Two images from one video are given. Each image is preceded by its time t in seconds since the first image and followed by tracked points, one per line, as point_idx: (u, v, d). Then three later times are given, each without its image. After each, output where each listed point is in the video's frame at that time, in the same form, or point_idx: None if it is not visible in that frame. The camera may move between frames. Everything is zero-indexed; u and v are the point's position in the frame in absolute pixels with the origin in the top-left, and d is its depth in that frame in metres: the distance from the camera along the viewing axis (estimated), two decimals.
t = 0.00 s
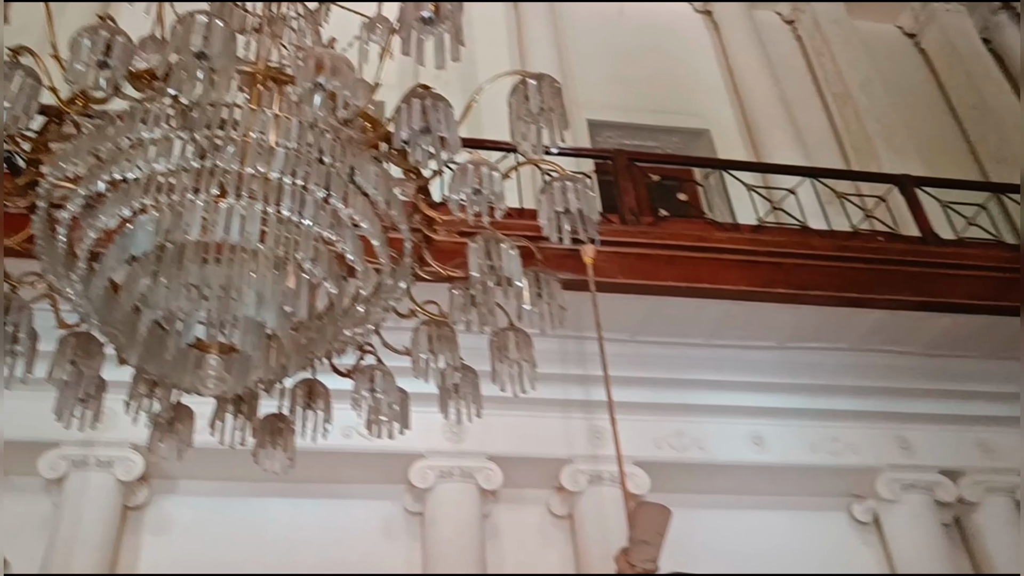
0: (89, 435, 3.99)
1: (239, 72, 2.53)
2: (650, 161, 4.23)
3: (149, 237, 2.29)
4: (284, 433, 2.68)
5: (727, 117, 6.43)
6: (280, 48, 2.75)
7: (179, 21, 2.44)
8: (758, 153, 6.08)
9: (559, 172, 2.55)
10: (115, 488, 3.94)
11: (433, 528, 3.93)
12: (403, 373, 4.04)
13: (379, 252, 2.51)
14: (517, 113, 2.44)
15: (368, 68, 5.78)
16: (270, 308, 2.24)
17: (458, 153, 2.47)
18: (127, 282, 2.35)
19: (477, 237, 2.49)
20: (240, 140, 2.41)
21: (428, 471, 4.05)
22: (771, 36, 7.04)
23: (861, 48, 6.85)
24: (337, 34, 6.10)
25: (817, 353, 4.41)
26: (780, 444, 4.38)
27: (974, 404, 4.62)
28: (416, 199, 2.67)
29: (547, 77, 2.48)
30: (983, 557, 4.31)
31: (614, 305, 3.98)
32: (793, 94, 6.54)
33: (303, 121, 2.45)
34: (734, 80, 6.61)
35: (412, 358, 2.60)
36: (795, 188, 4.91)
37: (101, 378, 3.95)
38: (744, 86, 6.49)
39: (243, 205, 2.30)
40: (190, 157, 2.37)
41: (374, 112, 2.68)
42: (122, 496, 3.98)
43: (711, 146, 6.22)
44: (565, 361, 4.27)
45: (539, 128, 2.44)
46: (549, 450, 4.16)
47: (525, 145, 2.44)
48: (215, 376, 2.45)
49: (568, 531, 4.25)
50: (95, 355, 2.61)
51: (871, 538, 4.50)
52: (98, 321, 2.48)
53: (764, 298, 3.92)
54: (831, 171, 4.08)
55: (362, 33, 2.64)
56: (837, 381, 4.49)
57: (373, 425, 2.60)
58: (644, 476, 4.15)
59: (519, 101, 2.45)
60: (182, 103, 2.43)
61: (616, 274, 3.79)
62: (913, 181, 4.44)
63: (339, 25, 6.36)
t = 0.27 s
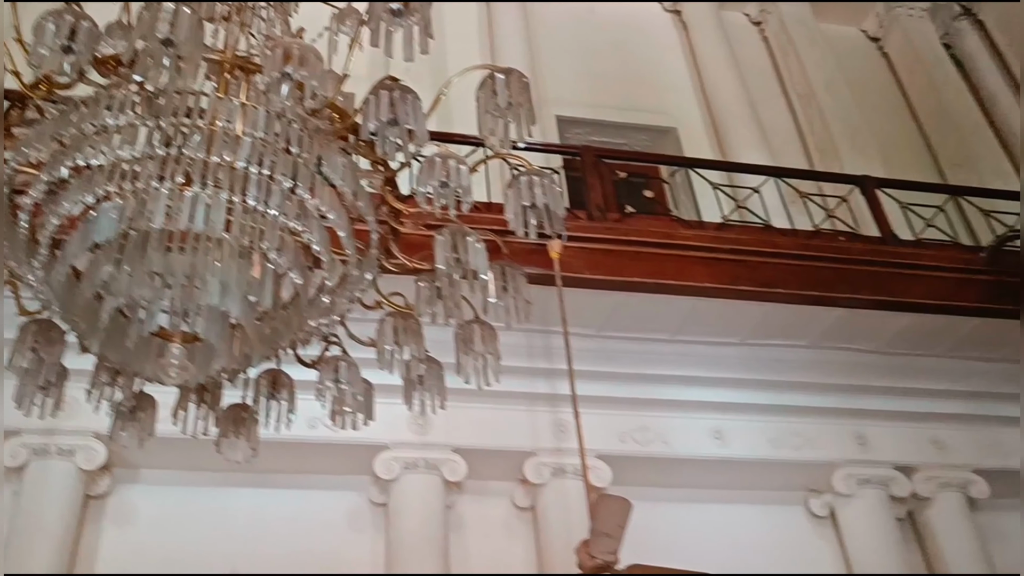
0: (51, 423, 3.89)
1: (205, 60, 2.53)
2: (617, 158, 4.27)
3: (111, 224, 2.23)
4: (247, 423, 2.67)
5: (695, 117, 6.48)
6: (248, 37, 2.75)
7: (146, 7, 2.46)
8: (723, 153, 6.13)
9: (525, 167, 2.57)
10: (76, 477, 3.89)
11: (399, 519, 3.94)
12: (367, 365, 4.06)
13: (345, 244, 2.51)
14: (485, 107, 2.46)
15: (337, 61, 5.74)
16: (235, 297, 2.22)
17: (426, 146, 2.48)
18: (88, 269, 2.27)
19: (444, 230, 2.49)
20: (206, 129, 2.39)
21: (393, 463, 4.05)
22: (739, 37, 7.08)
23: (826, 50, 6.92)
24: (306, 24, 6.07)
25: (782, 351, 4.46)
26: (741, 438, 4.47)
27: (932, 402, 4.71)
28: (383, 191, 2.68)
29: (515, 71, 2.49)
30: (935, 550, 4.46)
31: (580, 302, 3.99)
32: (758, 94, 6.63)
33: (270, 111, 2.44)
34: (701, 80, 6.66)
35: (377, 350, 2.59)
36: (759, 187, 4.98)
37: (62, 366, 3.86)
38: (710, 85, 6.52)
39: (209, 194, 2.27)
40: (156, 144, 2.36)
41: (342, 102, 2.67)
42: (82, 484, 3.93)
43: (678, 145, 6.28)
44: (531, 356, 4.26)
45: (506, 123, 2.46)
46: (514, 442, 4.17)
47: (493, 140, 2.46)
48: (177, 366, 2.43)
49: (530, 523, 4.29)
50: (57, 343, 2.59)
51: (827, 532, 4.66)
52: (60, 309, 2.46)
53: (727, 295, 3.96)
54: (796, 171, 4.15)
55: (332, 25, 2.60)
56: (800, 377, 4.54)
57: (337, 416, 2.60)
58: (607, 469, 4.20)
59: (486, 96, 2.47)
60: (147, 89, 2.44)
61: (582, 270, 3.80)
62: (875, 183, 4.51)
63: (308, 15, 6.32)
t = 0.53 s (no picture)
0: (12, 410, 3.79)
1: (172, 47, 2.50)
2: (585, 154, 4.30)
3: (73, 210, 2.22)
4: (210, 412, 2.66)
5: (663, 116, 6.53)
6: (217, 25, 2.72)
7: None
8: (690, 153, 6.19)
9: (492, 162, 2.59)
10: (38, 467, 3.80)
11: (363, 511, 3.94)
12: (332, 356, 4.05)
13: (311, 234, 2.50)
14: (453, 101, 2.47)
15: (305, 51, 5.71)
16: (198, 286, 2.20)
17: (394, 138, 2.48)
18: (52, 256, 2.23)
19: (411, 222, 2.49)
20: (172, 117, 2.38)
21: (358, 455, 4.05)
22: (707, 37, 7.12)
23: (791, 52, 6.98)
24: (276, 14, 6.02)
25: (745, 347, 4.53)
26: (700, 435, 4.48)
27: (891, 400, 4.79)
28: (350, 182, 2.67)
29: (484, 66, 2.51)
30: (892, 545, 4.50)
31: (545, 298, 4.06)
32: (723, 92, 6.69)
33: (238, 99, 2.41)
34: (669, 80, 6.71)
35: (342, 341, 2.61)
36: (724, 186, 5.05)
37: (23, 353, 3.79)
38: (679, 87, 6.57)
39: (174, 182, 2.25)
40: (121, 131, 2.34)
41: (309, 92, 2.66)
42: (44, 474, 3.85)
43: (646, 143, 6.32)
44: (497, 349, 4.29)
45: (474, 117, 2.48)
46: (479, 435, 4.18)
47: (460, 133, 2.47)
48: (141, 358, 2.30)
49: (493, 515, 4.27)
50: (18, 330, 2.57)
51: (784, 527, 4.66)
52: (20, 295, 2.42)
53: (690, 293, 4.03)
54: (761, 171, 4.21)
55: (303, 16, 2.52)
56: (762, 375, 4.60)
57: (301, 406, 2.61)
58: (569, 463, 4.19)
59: (455, 90, 2.47)
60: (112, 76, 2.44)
61: (548, 264, 3.84)
62: (837, 184, 4.59)
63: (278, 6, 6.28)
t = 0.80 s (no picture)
0: None
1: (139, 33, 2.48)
2: (555, 152, 4.34)
3: (36, 196, 2.20)
4: (173, 402, 2.65)
5: (631, 115, 6.57)
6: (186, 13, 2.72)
7: None
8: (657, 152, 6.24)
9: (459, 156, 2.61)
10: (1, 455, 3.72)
11: (327, 502, 3.94)
12: (296, 348, 4.06)
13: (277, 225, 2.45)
14: (421, 94, 2.48)
15: (274, 41, 5.70)
16: (162, 275, 2.16)
17: (361, 130, 2.48)
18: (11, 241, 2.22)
19: (377, 215, 2.49)
20: (138, 104, 2.35)
21: (322, 446, 4.05)
22: (677, 40, 7.19)
23: (755, 61, 7.15)
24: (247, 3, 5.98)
25: (711, 346, 4.58)
26: (662, 430, 4.53)
27: (851, 399, 4.87)
28: (318, 174, 2.67)
29: (452, 60, 2.53)
30: (847, 542, 4.57)
31: (515, 293, 4.07)
32: (693, 97, 6.77)
33: (204, 88, 2.39)
34: (638, 80, 6.74)
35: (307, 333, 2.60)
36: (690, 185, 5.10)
37: None
38: (648, 87, 6.61)
39: (139, 170, 2.21)
40: (86, 117, 2.34)
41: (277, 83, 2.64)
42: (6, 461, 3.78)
43: (615, 141, 6.36)
44: (463, 343, 4.32)
45: (441, 110, 2.49)
46: (443, 428, 4.20)
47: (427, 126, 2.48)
48: (101, 342, 2.32)
49: (456, 507, 4.27)
50: None
51: (740, 522, 4.69)
52: None
53: (653, 288, 4.08)
54: (728, 172, 4.27)
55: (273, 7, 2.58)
56: (726, 373, 4.66)
57: (264, 397, 2.61)
58: (533, 457, 4.23)
59: (423, 83, 2.49)
60: (77, 61, 2.41)
61: (516, 260, 3.87)
62: (801, 185, 4.64)
63: None
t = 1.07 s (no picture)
0: None
1: (105, 20, 2.53)
2: (524, 149, 4.35)
3: None
4: (136, 391, 2.63)
5: (600, 114, 6.61)
6: None
7: None
8: (626, 151, 6.28)
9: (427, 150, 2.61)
10: None
11: (291, 494, 3.94)
12: (261, 339, 4.05)
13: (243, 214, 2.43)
14: (389, 86, 2.49)
15: (244, 30, 5.65)
16: (126, 264, 2.13)
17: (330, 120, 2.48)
18: None
19: (344, 207, 2.48)
20: (104, 91, 2.33)
21: (287, 437, 4.04)
22: (647, 43, 7.28)
23: (727, 60, 7.10)
24: None
25: (675, 344, 4.65)
26: (626, 426, 4.58)
27: (809, 398, 4.96)
28: (285, 165, 2.65)
29: (422, 54, 2.53)
30: (803, 537, 4.66)
31: (484, 288, 4.09)
32: (663, 99, 6.82)
33: (171, 76, 2.40)
34: (608, 81, 6.78)
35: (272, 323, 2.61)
36: (657, 185, 5.15)
37: None
38: (619, 87, 6.65)
39: (103, 157, 2.20)
40: (50, 102, 2.32)
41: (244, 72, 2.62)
42: None
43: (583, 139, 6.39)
44: (430, 337, 4.35)
45: (410, 103, 2.50)
46: (408, 422, 4.21)
47: (396, 119, 2.49)
48: (64, 327, 2.27)
49: (419, 501, 4.28)
50: None
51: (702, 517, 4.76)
52: None
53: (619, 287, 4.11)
54: (695, 172, 4.33)
55: None
56: (689, 370, 4.73)
57: (227, 387, 2.60)
58: (497, 449, 4.23)
59: (392, 75, 2.49)
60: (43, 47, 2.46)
61: (485, 256, 3.88)
62: (765, 188, 4.71)
63: None
